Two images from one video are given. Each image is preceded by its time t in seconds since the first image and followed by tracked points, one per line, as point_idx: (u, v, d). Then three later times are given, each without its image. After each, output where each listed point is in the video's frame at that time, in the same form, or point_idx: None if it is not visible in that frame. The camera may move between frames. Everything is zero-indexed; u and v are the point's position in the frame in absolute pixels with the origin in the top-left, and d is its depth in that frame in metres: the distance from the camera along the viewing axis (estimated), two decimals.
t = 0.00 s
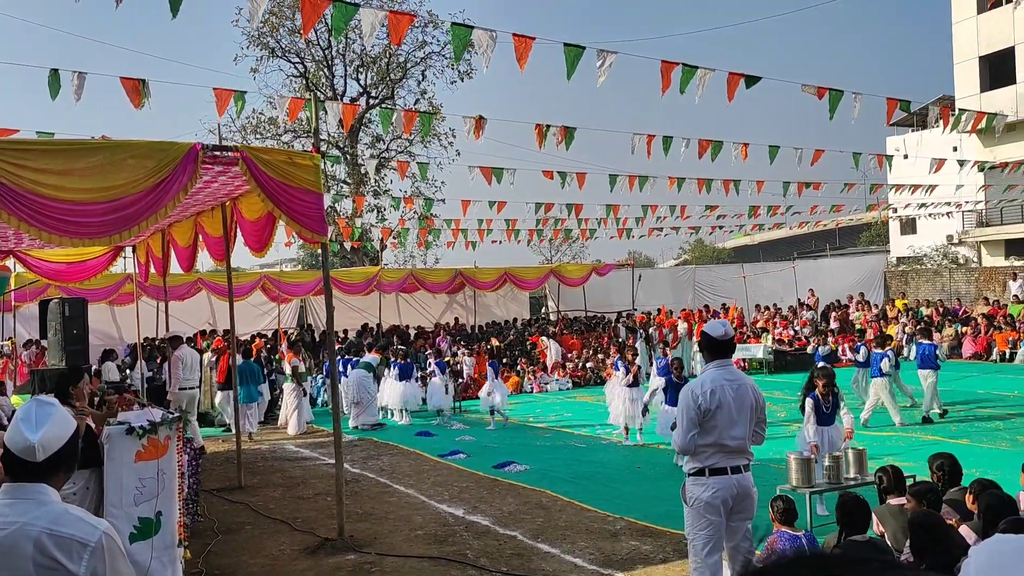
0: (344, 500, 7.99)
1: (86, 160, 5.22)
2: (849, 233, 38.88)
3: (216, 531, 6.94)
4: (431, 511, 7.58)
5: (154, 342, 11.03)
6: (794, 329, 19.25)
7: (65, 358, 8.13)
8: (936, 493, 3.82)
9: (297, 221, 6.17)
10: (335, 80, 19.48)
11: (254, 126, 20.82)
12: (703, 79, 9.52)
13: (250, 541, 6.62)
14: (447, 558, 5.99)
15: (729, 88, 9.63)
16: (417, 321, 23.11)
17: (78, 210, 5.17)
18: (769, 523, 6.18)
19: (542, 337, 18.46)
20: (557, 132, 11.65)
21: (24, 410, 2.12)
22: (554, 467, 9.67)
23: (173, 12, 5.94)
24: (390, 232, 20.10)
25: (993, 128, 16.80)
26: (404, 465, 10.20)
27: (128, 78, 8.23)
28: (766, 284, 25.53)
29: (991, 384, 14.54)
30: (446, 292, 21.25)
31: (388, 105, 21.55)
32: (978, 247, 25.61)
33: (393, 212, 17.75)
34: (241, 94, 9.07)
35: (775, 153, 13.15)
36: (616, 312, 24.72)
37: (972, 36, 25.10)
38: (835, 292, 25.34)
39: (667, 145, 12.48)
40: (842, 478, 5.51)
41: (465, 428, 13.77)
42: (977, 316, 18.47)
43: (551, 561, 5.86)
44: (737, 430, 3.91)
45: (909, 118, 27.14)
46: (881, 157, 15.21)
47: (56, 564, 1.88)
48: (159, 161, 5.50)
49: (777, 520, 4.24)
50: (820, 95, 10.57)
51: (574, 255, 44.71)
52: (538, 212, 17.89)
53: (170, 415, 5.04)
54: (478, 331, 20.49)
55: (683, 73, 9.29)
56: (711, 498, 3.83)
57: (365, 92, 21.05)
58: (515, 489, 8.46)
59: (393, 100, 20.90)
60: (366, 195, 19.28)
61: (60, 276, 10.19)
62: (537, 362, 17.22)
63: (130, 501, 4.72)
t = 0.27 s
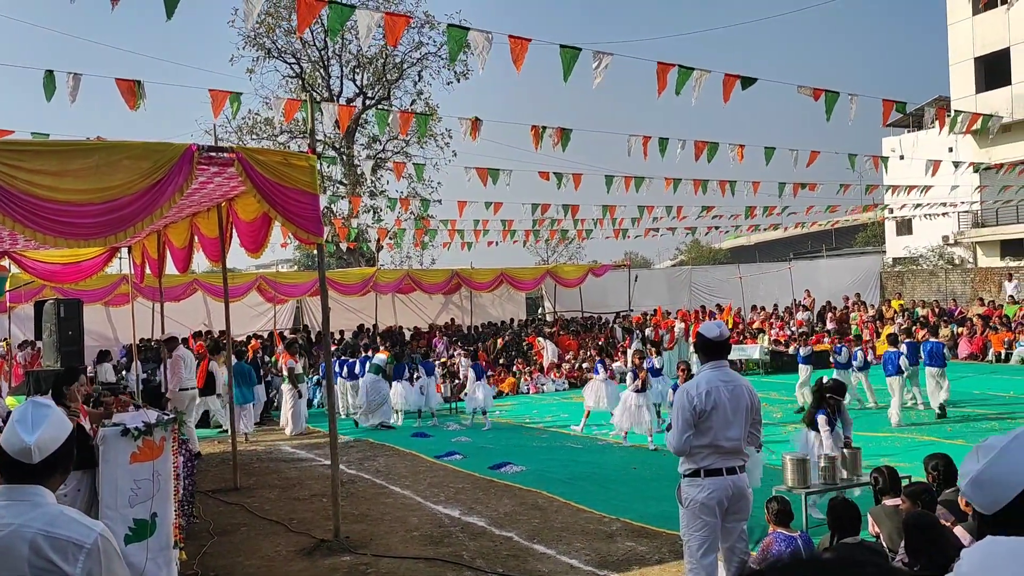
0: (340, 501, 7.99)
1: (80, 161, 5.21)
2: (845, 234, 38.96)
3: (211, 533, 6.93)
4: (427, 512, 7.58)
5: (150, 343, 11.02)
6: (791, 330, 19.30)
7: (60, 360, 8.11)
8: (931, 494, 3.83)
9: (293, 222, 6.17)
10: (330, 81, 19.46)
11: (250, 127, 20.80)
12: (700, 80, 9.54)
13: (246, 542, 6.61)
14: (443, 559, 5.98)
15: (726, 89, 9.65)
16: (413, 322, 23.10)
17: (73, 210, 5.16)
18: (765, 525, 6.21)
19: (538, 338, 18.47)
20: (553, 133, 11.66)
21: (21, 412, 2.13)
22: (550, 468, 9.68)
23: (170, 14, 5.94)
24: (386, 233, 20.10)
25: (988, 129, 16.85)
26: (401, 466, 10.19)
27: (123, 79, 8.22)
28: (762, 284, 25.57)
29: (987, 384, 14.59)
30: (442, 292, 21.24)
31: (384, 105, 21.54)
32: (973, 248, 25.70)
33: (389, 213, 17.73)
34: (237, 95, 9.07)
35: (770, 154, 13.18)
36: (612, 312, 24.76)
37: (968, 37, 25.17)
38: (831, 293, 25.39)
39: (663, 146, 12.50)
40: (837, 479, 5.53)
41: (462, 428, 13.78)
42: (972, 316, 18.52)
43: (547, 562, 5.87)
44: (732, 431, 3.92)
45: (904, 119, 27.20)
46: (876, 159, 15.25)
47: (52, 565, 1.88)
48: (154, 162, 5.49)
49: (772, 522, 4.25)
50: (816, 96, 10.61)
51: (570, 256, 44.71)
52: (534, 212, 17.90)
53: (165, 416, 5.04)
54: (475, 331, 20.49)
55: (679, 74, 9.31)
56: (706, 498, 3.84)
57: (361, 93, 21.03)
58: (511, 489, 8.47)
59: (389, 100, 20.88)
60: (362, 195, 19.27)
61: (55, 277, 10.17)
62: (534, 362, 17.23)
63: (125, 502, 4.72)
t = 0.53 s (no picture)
0: (336, 502, 7.99)
1: (76, 161, 5.20)
2: (842, 234, 39.04)
3: (207, 534, 6.92)
4: (423, 512, 7.57)
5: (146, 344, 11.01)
6: (787, 330, 19.34)
7: (56, 361, 8.08)
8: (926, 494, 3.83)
9: (289, 223, 6.16)
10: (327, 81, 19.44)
11: (246, 128, 20.77)
12: (696, 81, 9.55)
13: (242, 543, 6.61)
14: (439, 559, 5.98)
15: (722, 90, 9.67)
16: (409, 322, 23.08)
17: (68, 211, 5.15)
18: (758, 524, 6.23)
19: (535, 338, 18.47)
20: (549, 134, 11.67)
21: (17, 413, 2.13)
22: (547, 468, 9.68)
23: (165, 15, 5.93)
24: (383, 233, 20.09)
25: (983, 130, 16.89)
26: (397, 467, 10.19)
27: (119, 79, 8.20)
28: (759, 285, 25.60)
29: (983, 385, 14.62)
30: (439, 293, 21.24)
31: (381, 106, 21.52)
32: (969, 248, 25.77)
33: (386, 213, 17.72)
34: (233, 96, 9.06)
35: (766, 155, 13.20)
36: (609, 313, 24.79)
37: (964, 38, 25.22)
38: (827, 293, 25.43)
39: (660, 147, 12.51)
40: (834, 479, 5.55)
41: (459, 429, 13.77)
42: (968, 317, 18.56)
43: (543, 562, 5.87)
44: (727, 431, 3.92)
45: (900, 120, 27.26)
46: (872, 159, 15.27)
47: (48, 566, 1.88)
48: (150, 163, 5.48)
49: (767, 522, 4.25)
50: (812, 97, 10.63)
51: (567, 256, 44.73)
52: (531, 213, 17.91)
53: (161, 417, 5.03)
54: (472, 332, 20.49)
55: (675, 75, 9.32)
56: (702, 499, 3.85)
57: (358, 93, 21.01)
58: (507, 490, 8.48)
59: (385, 101, 20.86)
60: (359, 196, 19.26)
61: (51, 278, 10.15)
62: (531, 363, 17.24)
63: (121, 503, 4.71)
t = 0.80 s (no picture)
0: (333, 502, 7.99)
1: (73, 163, 5.20)
2: (839, 234, 39.11)
3: (204, 535, 6.92)
4: (420, 513, 7.58)
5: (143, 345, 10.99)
6: (784, 330, 19.37)
7: (52, 361, 8.07)
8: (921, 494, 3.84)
9: (286, 224, 6.16)
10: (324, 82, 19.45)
11: (243, 128, 20.76)
12: (692, 83, 9.57)
13: (239, 544, 6.61)
14: (436, 560, 5.99)
15: (718, 91, 9.69)
16: (406, 323, 23.06)
17: (64, 212, 5.15)
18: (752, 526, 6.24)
19: (532, 338, 18.48)
20: (547, 135, 11.68)
21: (13, 414, 2.14)
22: (544, 469, 9.69)
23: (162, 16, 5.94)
24: (380, 234, 20.09)
25: (979, 131, 16.94)
26: (394, 468, 10.19)
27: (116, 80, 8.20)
28: (756, 285, 25.64)
29: (979, 385, 14.66)
30: (436, 293, 21.24)
31: (378, 106, 21.52)
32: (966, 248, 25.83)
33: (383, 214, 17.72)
34: (229, 96, 9.06)
35: (763, 155, 13.23)
36: (607, 313, 24.81)
37: (960, 39, 25.29)
38: (824, 294, 25.46)
39: (656, 147, 12.53)
40: (830, 479, 5.57)
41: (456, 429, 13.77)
42: (965, 317, 18.61)
43: (540, 563, 5.88)
44: (723, 432, 3.94)
45: (897, 120, 27.32)
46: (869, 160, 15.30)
47: (44, 567, 1.88)
48: (146, 164, 5.48)
49: (763, 523, 4.26)
50: (808, 98, 10.65)
51: (565, 257, 44.76)
52: (528, 213, 17.92)
53: (157, 418, 5.03)
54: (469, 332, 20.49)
55: (672, 77, 9.34)
56: (698, 499, 3.86)
57: (355, 94, 21.01)
58: (504, 490, 8.49)
59: (382, 102, 20.87)
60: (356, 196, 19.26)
61: (47, 279, 10.15)
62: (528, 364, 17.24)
63: (117, 505, 4.71)
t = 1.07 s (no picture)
0: (330, 503, 7.98)
1: (69, 163, 5.19)
2: (836, 234, 39.16)
3: (201, 536, 6.91)
4: (418, 514, 7.57)
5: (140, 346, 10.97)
6: (782, 330, 19.39)
7: (48, 363, 8.05)
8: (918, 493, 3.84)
9: (283, 225, 6.15)
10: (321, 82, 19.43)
11: (240, 129, 20.74)
12: (689, 83, 9.58)
13: (236, 545, 6.60)
14: (433, 561, 5.99)
15: (715, 92, 9.70)
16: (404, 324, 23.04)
17: (61, 213, 5.14)
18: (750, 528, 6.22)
19: (530, 338, 18.48)
20: (543, 135, 11.69)
21: None
22: (541, 469, 9.69)
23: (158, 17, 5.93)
24: (377, 234, 20.08)
25: (976, 131, 16.97)
26: (391, 468, 10.19)
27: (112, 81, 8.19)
28: (753, 285, 25.66)
29: (976, 384, 14.69)
30: (433, 294, 21.23)
31: (375, 107, 21.51)
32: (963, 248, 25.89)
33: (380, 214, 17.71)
34: (226, 97, 9.05)
35: (760, 155, 13.25)
36: (604, 313, 24.82)
37: (957, 40, 25.34)
38: (821, 294, 25.49)
39: (654, 148, 12.54)
40: (826, 479, 5.57)
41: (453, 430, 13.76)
42: (962, 316, 18.65)
43: (537, 563, 5.88)
44: (719, 432, 3.94)
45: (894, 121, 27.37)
46: (865, 160, 15.32)
47: (36, 568, 1.88)
48: (142, 164, 5.47)
49: (760, 523, 4.26)
50: (804, 98, 10.67)
51: (562, 257, 44.77)
52: (525, 214, 17.93)
53: (154, 419, 5.02)
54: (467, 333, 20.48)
55: (669, 77, 9.35)
56: (694, 499, 3.86)
57: (352, 94, 21.00)
58: (501, 491, 8.49)
59: (379, 102, 20.86)
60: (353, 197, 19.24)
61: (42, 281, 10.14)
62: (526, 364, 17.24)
63: (114, 506, 4.70)
